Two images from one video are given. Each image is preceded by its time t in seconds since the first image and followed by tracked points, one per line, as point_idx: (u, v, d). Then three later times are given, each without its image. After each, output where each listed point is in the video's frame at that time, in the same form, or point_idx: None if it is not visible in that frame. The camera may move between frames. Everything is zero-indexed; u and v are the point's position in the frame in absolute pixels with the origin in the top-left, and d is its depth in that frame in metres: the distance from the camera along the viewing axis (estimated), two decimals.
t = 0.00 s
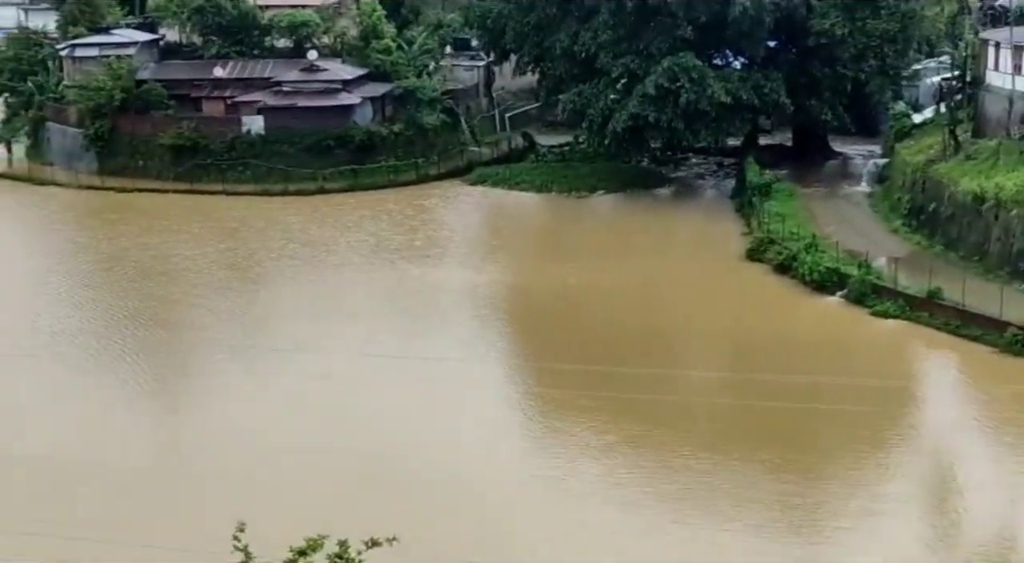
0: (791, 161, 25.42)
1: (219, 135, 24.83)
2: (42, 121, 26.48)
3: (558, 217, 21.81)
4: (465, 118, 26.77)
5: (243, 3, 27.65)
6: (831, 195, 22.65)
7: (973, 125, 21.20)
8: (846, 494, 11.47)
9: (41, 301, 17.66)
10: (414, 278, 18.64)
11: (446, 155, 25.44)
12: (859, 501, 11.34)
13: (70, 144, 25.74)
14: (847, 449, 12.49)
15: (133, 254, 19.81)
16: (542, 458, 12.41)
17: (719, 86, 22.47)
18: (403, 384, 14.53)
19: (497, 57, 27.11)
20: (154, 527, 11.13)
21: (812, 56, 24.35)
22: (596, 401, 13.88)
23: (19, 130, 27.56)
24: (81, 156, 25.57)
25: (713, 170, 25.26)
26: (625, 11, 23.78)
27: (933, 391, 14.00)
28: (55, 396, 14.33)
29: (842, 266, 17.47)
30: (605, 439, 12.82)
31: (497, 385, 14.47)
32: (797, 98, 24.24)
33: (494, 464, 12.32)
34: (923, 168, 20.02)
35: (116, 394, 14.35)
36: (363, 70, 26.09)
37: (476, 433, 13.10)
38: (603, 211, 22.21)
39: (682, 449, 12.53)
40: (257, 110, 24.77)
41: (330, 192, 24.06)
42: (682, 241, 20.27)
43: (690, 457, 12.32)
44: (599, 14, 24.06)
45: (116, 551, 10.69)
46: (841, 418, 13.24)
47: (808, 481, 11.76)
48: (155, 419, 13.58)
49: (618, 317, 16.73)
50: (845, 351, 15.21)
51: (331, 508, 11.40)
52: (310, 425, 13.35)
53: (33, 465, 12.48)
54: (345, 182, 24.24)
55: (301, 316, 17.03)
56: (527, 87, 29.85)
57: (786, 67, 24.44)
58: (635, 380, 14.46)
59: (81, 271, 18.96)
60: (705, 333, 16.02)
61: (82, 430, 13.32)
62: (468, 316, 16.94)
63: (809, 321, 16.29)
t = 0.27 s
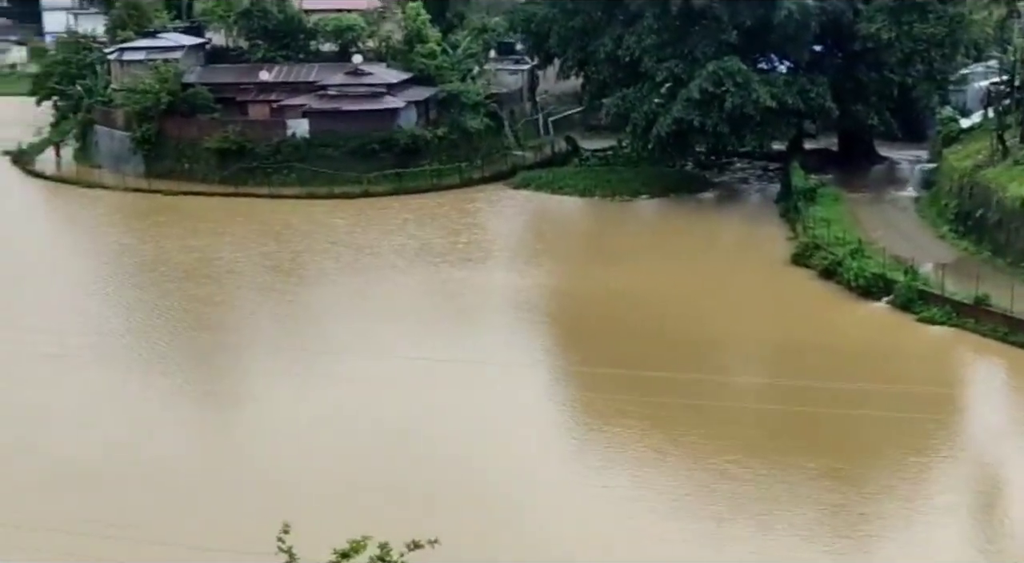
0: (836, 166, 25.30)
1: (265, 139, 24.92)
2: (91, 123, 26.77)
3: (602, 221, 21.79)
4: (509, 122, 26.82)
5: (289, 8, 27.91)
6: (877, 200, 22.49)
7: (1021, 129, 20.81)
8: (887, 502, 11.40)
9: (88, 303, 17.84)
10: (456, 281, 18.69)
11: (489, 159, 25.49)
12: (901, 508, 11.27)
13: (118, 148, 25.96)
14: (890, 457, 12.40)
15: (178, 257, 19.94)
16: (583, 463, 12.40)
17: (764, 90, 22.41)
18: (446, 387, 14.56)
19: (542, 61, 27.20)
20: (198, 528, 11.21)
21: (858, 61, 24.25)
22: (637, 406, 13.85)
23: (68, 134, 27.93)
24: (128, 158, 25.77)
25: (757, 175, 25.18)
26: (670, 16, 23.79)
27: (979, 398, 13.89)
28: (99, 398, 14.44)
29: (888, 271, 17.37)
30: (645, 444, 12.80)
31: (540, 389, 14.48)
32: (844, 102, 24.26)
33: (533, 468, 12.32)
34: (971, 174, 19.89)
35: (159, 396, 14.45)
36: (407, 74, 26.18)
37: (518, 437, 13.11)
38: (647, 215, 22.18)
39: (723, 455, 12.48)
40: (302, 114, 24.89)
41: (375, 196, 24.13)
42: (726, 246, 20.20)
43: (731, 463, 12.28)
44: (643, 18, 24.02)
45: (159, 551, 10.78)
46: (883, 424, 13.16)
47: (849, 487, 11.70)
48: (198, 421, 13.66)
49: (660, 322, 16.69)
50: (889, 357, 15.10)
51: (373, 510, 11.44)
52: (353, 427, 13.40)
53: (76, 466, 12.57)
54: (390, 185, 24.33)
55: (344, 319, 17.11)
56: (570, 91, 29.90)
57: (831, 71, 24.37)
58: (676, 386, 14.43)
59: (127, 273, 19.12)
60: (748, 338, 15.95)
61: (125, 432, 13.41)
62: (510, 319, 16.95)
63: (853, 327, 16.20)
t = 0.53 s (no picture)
0: (891, 172, 25.10)
1: (318, 143, 25.01)
2: (148, 127, 27.06)
3: (654, 227, 21.73)
4: (561, 128, 26.81)
5: (343, 13, 28.05)
6: (932, 207, 22.28)
7: None
8: (939, 512, 11.29)
9: (142, 305, 17.99)
10: (507, 286, 18.69)
11: (541, 164, 25.48)
12: (953, 518, 11.16)
13: (173, 151, 26.17)
14: (943, 466, 12.27)
15: (231, 260, 20.07)
16: (633, 469, 12.35)
17: (819, 96, 22.27)
18: (497, 392, 14.56)
19: (595, 66, 27.21)
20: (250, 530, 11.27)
21: (914, 66, 24.04)
22: (687, 413, 13.79)
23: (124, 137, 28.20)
24: (184, 162, 25.98)
25: (810, 181, 25.02)
26: (724, 21, 23.69)
27: None
28: (151, 399, 14.55)
29: (944, 279, 17.20)
30: (696, 451, 12.75)
31: (590, 395, 14.44)
32: (899, 108, 24.12)
33: (581, 474, 12.29)
34: None
35: (210, 399, 14.54)
36: (460, 78, 26.27)
37: (568, 443, 13.08)
38: (700, 221, 22.09)
39: (774, 463, 12.39)
40: (355, 119, 24.94)
41: (427, 200, 24.19)
42: (779, 252, 20.08)
43: (782, 470, 12.21)
44: (698, 23, 23.97)
45: (211, 553, 10.84)
46: (937, 434, 13.01)
47: (901, 497, 11.59)
48: (248, 424, 13.73)
49: (711, 328, 16.61)
50: (944, 366, 14.95)
51: (423, 515, 11.45)
52: (404, 431, 13.43)
53: (127, 467, 12.68)
54: (442, 190, 24.37)
55: (395, 323, 17.16)
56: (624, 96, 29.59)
57: (887, 77, 24.19)
58: (728, 393, 14.35)
59: (182, 276, 19.27)
60: (801, 345, 15.84)
61: (176, 434, 13.51)
62: (561, 324, 16.94)
63: (907, 335, 16.05)
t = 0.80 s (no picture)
0: (941, 177, 24.89)
1: (366, 147, 25.07)
2: (197, 130, 27.26)
3: (702, 232, 21.65)
4: (608, 132, 26.68)
5: (390, 16, 28.12)
6: (982, 213, 22.07)
7: None
8: (987, 521, 11.18)
9: (191, 307, 18.11)
10: (552, 290, 18.68)
11: (588, 168, 25.43)
12: (1002, 528, 11.04)
13: (221, 154, 26.37)
14: (992, 475, 12.14)
15: (277, 262, 20.17)
16: (679, 475, 12.31)
17: (869, 101, 22.06)
18: (543, 397, 14.55)
19: (642, 70, 27.21)
20: (296, 533, 11.32)
21: (966, 71, 23.83)
22: (730, 418, 13.73)
23: (174, 140, 28.44)
24: (232, 165, 26.14)
25: (860, 186, 24.84)
26: (773, 25, 23.50)
27: None
28: (194, 401, 14.64)
29: (995, 285, 17.00)
30: (741, 457, 12.69)
31: (636, 400, 14.40)
32: (950, 113, 23.93)
33: (623, 480, 12.25)
34: None
35: (254, 401, 14.61)
36: (507, 82, 26.27)
37: (614, 448, 13.05)
38: (747, 225, 21.99)
39: (819, 470, 12.31)
40: (403, 123, 24.96)
41: (473, 204, 24.21)
42: (827, 258, 19.97)
43: (829, 478, 12.12)
44: (746, 28, 23.80)
45: (258, 555, 10.90)
46: (987, 442, 12.87)
47: (949, 505, 11.49)
48: (290, 426, 13.78)
49: (757, 333, 16.54)
50: (993, 373, 14.82)
51: (469, 518, 11.46)
52: (450, 435, 13.45)
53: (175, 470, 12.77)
54: (489, 194, 24.36)
55: (440, 327, 17.18)
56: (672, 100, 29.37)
57: (937, 82, 24.00)
58: (774, 398, 14.27)
59: (230, 278, 19.38)
60: (848, 351, 15.74)
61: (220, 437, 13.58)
62: (607, 329, 16.90)
63: (956, 341, 15.92)
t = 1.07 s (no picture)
0: (996, 183, 24.62)
1: (416, 151, 25.11)
2: (249, 133, 27.41)
3: (752, 237, 21.53)
4: (659, 135, 26.48)
5: (442, 20, 28.36)
6: None
7: None
8: None
9: (242, 310, 18.22)
10: (602, 294, 18.63)
11: (638, 173, 25.33)
12: None
13: (273, 158, 26.45)
14: None
15: (326, 265, 20.24)
16: (728, 482, 12.24)
17: (922, 106, 21.75)
18: (592, 401, 14.51)
19: (693, 74, 27.19)
20: (345, 535, 11.36)
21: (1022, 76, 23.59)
22: (781, 424, 13.65)
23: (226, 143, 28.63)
24: (283, 168, 26.27)
25: (913, 192, 24.62)
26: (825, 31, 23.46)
27: None
28: (245, 407, 14.73)
29: None
30: (791, 464, 12.60)
31: (685, 406, 14.34)
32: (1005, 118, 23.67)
33: (673, 486, 12.20)
34: None
35: (303, 406, 14.68)
36: (558, 86, 26.25)
37: (663, 454, 13.00)
38: (798, 231, 21.86)
39: (870, 478, 12.20)
40: (453, 126, 24.99)
41: (523, 208, 24.16)
42: (879, 264, 19.81)
43: (879, 486, 12.01)
44: (799, 33, 23.71)
45: (308, 556, 10.95)
46: None
47: (1001, 515, 11.36)
48: (339, 430, 13.84)
49: (807, 339, 16.44)
50: None
51: (517, 522, 11.45)
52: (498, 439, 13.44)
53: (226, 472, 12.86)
54: (539, 199, 24.31)
55: (490, 331, 17.18)
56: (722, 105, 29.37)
57: (992, 86, 23.75)
58: (824, 405, 14.17)
59: (281, 280, 19.48)
60: (899, 358, 15.61)
61: (269, 441, 13.65)
62: (657, 334, 16.84)
63: (1010, 349, 15.75)
